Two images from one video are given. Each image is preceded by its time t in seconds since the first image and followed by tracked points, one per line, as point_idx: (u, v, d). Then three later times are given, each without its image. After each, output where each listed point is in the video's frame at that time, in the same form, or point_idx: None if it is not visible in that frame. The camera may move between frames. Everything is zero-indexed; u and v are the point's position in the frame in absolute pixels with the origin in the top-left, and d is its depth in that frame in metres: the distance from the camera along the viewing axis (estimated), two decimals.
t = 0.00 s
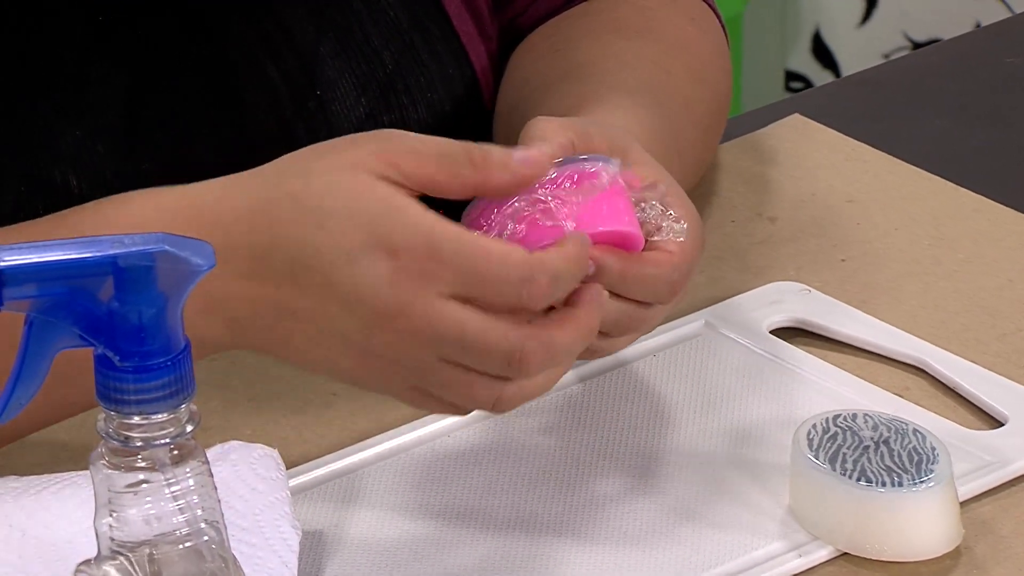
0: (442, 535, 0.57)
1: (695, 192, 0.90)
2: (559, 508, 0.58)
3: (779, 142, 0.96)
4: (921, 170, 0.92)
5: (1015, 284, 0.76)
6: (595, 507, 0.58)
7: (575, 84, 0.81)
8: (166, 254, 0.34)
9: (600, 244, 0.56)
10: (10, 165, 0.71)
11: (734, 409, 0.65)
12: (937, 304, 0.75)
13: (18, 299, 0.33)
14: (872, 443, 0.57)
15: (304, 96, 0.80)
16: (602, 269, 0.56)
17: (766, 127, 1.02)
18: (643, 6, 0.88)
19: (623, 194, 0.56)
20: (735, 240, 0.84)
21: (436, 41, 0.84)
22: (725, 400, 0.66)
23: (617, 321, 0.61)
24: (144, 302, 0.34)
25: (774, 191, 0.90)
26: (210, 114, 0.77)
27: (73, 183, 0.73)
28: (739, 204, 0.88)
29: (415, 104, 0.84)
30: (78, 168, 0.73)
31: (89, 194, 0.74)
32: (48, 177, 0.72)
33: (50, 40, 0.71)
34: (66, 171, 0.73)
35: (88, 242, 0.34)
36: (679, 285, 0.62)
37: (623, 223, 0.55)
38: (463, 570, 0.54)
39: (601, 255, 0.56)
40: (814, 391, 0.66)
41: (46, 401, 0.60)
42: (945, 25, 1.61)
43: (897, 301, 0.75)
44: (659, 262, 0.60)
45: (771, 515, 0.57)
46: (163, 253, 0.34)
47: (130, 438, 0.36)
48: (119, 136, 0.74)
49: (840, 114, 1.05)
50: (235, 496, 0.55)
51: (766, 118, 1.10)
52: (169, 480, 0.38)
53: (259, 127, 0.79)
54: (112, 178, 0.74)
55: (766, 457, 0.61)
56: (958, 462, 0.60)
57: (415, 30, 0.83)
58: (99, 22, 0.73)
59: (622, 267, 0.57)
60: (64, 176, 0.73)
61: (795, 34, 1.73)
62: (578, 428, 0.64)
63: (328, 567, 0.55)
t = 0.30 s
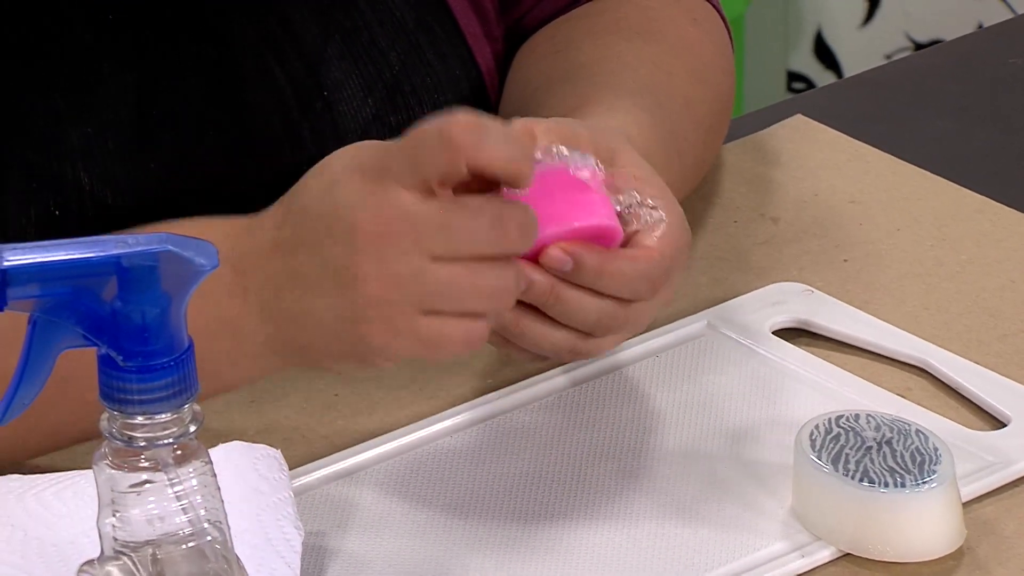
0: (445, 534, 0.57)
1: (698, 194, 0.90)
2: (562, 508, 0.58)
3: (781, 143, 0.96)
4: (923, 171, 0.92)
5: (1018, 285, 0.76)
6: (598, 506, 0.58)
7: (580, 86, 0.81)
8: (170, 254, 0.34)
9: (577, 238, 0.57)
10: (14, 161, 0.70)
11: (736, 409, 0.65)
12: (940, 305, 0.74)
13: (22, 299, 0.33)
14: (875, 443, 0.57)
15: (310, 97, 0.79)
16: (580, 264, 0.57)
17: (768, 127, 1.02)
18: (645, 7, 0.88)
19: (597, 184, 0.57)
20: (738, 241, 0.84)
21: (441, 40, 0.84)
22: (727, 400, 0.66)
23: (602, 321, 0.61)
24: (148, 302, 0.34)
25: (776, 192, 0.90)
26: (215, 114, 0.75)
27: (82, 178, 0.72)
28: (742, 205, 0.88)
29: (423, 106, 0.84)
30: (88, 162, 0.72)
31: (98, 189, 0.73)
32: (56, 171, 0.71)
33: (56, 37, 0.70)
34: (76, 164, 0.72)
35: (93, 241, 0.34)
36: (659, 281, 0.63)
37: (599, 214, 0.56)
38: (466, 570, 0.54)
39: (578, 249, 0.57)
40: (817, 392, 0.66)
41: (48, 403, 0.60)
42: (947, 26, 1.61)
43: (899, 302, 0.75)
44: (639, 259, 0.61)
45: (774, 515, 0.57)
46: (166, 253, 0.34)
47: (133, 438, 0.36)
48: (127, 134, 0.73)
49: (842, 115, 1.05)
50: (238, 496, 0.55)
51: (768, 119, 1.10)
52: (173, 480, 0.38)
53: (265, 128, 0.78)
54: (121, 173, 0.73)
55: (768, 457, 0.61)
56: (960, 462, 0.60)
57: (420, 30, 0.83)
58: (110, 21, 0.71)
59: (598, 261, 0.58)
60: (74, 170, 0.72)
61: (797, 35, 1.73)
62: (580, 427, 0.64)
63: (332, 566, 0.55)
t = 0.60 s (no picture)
0: (446, 533, 0.57)
1: (700, 194, 0.90)
2: (564, 507, 0.58)
3: (783, 142, 0.96)
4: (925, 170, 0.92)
5: (1020, 285, 0.76)
6: (599, 506, 0.58)
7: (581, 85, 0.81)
8: (172, 252, 0.34)
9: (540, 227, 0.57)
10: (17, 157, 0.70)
11: (737, 409, 0.65)
12: (941, 304, 0.74)
13: (25, 298, 0.33)
14: (876, 443, 0.57)
15: (306, 100, 0.77)
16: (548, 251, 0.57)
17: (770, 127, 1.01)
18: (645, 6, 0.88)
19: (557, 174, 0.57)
20: (739, 240, 0.84)
21: (440, 42, 0.83)
22: (728, 400, 0.66)
23: (576, 307, 0.61)
24: (151, 301, 0.34)
25: (778, 191, 0.90)
26: (216, 114, 0.75)
27: (82, 175, 0.72)
28: (743, 204, 0.88)
29: (418, 105, 0.82)
30: (88, 160, 0.72)
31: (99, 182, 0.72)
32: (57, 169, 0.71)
33: (62, 36, 0.70)
34: (76, 163, 0.72)
35: (94, 241, 0.34)
36: (627, 264, 0.62)
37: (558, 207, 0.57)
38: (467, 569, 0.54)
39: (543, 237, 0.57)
40: (819, 392, 0.66)
41: (50, 402, 0.61)
42: (950, 26, 1.60)
43: (901, 302, 0.75)
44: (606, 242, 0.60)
45: (775, 514, 0.57)
46: (168, 251, 0.35)
47: (135, 437, 0.36)
48: (128, 134, 0.72)
49: (843, 114, 1.05)
50: (239, 496, 0.55)
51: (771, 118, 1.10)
52: (175, 479, 0.38)
53: (264, 128, 0.77)
54: (122, 172, 0.73)
55: (770, 457, 0.61)
56: (962, 462, 0.60)
57: (418, 31, 0.81)
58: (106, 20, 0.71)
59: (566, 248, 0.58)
60: (74, 169, 0.72)
61: (799, 35, 1.73)
62: (582, 427, 0.64)
63: (334, 566, 0.55)
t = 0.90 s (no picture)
0: (446, 532, 0.57)
1: (700, 194, 0.90)
2: (564, 507, 0.58)
3: (783, 142, 0.96)
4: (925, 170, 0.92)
5: (1020, 284, 0.76)
6: (600, 505, 0.58)
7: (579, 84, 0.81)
8: (172, 252, 0.35)
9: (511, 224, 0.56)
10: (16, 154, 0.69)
11: (737, 409, 0.65)
12: (942, 304, 0.74)
13: (26, 298, 0.33)
14: (876, 443, 0.57)
15: (302, 99, 0.77)
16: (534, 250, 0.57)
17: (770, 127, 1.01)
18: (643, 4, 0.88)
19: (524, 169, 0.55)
20: (739, 240, 0.83)
21: (435, 40, 0.83)
22: (728, 400, 0.66)
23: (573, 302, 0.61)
24: (152, 301, 0.34)
25: (778, 191, 0.89)
26: (214, 111, 0.74)
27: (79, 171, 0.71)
28: (743, 204, 0.88)
29: (414, 103, 0.82)
30: (83, 153, 0.71)
31: (95, 179, 0.71)
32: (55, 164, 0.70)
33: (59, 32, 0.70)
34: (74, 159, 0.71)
35: (94, 242, 0.34)
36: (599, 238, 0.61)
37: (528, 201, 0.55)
38: (467, 569, 0.54)
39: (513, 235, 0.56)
40: (820, 392, 0.66)
41: (50, 402, 0.61)
42: (951, 26, 1.60)
43: (901, 301, 0.75)
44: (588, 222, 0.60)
45: (776, 514, 0.57)
46: (168, 251, 0.35)
47: (135, 437, 0.36)
48: (126, 132, 0.72)
49: (843, 114, 1.05)
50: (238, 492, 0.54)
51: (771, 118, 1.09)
52: (175, 479, 0.38)
53: (263, 128, 0.76)
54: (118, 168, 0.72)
55: (770, 457, 0.61)
56: (963, 461, 0.60)
57: (412, 29, 0.82)
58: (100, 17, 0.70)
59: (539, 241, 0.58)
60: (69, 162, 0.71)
61: (800, 34, 1.73)
62: (582, 426, 0.64)
63: (334, 565, 0.55)
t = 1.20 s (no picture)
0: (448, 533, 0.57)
1: (700, 193, 0.90)
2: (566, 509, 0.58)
3: (783, 142, 0.96)
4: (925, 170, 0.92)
5: (1021, 284, 0.76)
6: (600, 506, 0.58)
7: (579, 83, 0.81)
8: (172, 252, 0.34)
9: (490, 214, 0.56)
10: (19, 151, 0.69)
11: (737, 409, 0.65)
12: (942, 304, 0.74)
13: (25, 298, 0.33)
14: (876, 443, 0.57)
15: (306, 100, 0.77)
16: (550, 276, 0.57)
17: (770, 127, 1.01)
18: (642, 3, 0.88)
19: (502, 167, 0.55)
20: (739, 240, 0.84)
21: (435, 39, 0.84)
22: (728, 399, 0.66)
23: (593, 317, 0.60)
24: (150, 301, 0.34)
25: (778, 191, 0.89)
26: (215, 112, 0.74)
27: (80, 175, 0.70)
28: (743, 204, 0.88)
29: (418, 105, 0.82)
30: (84, 155, 0.70)
31: (97, 185, 0.71)
32: (56, 168, 0.70)
33: (56, 34, 0.70)
34: (71, 159, 0.70)
35: (93, 241, 0.34)
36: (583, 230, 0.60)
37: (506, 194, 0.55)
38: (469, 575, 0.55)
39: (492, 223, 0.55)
40: (820, 391, 0.66)
41: (50, 401, 0.61)
42: (951, 26, 1.60)
43: (901, 301, 0.75)
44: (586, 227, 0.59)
45: (776, 514, 0.57)
46: (168, 251, 0.35)
47: (135, 436, 0.36)
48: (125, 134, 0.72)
49: (844, 114, 1.05)
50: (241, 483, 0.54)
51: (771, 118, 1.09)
52: (175, 479, 0.38)
53: (264, 130, 0.76)
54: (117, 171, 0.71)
55: (769, 457, 0.61)
56: (962, 461, 0.60)
57: (415, 32, 0.83)
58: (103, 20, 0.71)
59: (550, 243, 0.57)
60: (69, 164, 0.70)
61: (800, 34, 1.73)
62: (581, 425, 0.64)
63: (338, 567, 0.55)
